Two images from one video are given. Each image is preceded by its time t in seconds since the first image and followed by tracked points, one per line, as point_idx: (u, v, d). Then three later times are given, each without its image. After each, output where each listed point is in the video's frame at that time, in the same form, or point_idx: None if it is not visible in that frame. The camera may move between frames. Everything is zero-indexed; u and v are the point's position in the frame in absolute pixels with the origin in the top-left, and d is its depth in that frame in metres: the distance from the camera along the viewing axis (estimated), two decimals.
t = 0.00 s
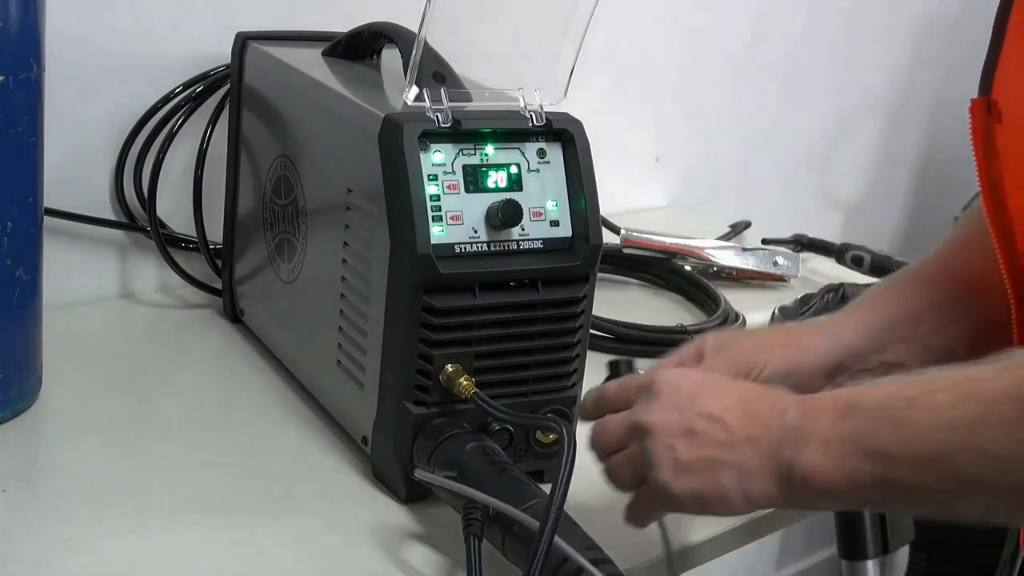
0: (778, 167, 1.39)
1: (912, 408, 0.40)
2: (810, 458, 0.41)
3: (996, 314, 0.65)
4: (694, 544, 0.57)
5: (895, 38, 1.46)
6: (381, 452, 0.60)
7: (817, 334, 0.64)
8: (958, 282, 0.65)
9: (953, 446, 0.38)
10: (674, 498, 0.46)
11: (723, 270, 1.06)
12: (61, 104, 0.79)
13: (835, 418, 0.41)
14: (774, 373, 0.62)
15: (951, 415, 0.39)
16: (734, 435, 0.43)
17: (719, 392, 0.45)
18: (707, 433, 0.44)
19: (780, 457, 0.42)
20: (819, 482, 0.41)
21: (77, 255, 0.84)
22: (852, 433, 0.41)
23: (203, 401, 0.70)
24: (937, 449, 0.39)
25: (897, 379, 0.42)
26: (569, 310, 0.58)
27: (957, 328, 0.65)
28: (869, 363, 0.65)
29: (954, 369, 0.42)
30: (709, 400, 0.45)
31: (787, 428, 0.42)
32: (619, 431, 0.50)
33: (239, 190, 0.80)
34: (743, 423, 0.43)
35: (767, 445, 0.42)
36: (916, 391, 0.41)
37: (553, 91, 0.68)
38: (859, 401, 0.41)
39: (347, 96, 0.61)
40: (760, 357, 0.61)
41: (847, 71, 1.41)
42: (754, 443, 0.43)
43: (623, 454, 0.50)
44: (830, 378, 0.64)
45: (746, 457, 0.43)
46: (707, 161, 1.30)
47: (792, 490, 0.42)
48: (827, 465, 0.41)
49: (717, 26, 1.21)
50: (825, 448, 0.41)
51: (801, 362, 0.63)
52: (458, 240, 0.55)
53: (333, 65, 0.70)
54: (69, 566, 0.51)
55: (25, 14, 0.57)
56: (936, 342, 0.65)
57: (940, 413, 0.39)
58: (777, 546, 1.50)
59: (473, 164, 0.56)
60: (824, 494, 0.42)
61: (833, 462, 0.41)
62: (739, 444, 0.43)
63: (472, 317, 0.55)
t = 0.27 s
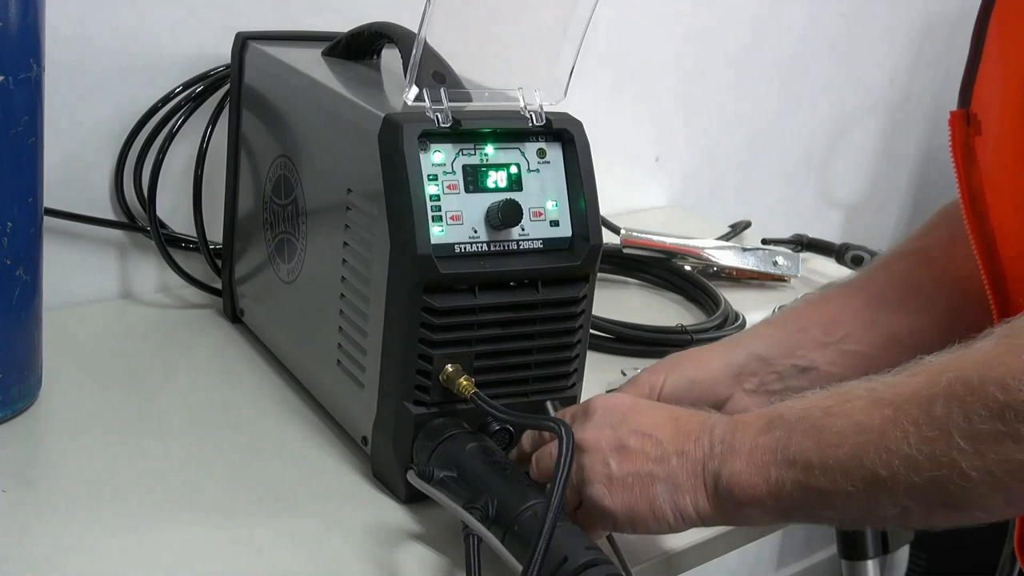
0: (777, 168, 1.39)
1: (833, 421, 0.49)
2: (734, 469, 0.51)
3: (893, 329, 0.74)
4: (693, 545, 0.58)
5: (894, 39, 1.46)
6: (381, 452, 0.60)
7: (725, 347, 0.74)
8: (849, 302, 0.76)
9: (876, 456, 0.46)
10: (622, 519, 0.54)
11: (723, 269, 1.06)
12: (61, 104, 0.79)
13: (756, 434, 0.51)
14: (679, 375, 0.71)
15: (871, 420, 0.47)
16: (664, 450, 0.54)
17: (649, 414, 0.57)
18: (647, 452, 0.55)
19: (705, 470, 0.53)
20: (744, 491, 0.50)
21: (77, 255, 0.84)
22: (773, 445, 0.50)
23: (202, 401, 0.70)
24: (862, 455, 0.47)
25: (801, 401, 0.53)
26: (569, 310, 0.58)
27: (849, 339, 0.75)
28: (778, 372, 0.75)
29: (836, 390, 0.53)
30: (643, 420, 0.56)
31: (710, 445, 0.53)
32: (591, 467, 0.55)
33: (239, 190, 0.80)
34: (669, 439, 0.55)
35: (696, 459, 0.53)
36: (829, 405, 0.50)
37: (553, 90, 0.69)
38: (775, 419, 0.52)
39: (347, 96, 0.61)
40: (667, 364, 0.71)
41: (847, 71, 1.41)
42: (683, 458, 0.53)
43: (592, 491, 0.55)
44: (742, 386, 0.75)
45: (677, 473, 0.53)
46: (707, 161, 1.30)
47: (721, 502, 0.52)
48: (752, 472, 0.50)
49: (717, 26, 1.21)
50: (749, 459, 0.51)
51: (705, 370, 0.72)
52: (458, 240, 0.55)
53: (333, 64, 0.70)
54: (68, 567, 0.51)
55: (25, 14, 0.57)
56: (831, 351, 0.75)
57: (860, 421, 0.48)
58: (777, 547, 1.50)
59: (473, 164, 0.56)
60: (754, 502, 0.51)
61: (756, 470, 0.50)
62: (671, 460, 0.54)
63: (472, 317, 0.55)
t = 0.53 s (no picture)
0: (777, 167, 1.39)
1: (844, 448, 0.52)
2: (758, 500, 0.54)
3: (886, 348, 0.75)
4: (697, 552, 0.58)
5: (895, 39, 1.46)
6: (381, 452, 0.60)
7: (720, 369, 0.74)
8: (845, 323, 0.76)
9: (887, 480, 0.50)
10: (656, 553, 0.54)
11: (723, 270, 1.06)
12: (61, 104, 0.79)
13: (774, 463, 0.55)
14: (673, 400, 0.70)
15: (880, 444, 0.51)
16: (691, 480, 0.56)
17: (670, 444, 0.58)
18: (674, 483, 0.56)
19: (731, 500, 0.55)
20: (769, 519, 0.54)
21: (77, 255, 0.85)
22: (792, 474, 0.54)
23: (202, 401, 0.70)
24: (879, 479, 0.50)
25: (811, 426, 0.57)
26: (569, 310, 0.58)
27: (844, 361, 0.75)
28: (773, 395, 0.75)
29: (845, 414, 0.57)
30: (665, 451, 0.58)
31: (734, 476, 0.56)
32: (623, 500, 0.55)
33: (239, 190, 0.80)
34: (693, 469, 0.57)
35: (721, 489, 0.56)
36: (840, 432, 0.54)
37: (553, 90, 0.69)
38: (788, 447, 0.55)
39: (347, 96, 0.61)
40: (661, 387, 0.70)
41: (847, 71, 1.41)
42: (709, 488, 0.56)
43: (626, 522, 0.54)
44: (736, 408, 0.75)
45: (705, 504, 0.56)
46: (707, 161, 1.30)
47: (748, 530, 0.55)
48: (774, 501, 0.54)
49: (718, 26, 1.21)
50: (771, 489, 0.54)
51: (696, 393, 0.72)
52: (458, 240, 0.55)
53: (333, 64, 0.70)
54: (68, 566, 0.51)
55: (25, 13, 0.57)
56: (826, 374, 0.75)
57: (871, 447, 0.51)
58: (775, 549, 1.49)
59: (473, 164, 0.56)
60: (778, 529, 0.54)
61: (779, 499, 0.54)
62: (698, 490, 0.56)
63: (472, 317, 0.55)
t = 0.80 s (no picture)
0: (777, 167, 1.39)
1: (850, 450, 0.52)
2: (764, 502, 0.54)
3: (878, 351, 0.75)
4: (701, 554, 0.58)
5: (894, 39, 1.46)
6: (381, 452, 0.60)
7: (712, 374, 0.74)
8: (839, 328, 0.76)
9: (894, 483, 0.50)
10: (666, 556, 0.54)
11: (723, 270, 1.06)
12: (61, 104, 0.79)
13: (779, 465, 0.55)
14: (664, 404, 0.69)
15: (887, 447, 0.51)
16: (697, 483, 0.56)
17: (674, 446, 0.58)
18: (680, 485, 0.56)
19: (738, 502, 0.55)
20: (775, 521, 0.54)
21: (77, 255, 0.85)
22: (798, 476, 0.54)
23: (202, 401, 0.70)
24: (886, 482, 0.50)
25: (814, 428, 0.57)
26: (569, 309, 0.58)
27: (836, 364, 0.75)
28: (764, 400, 0.75)
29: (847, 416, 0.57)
30: (670, 454, 0.57)
31: (739, 478, 0.56)
32: (633, 504, 0.54)
33: (239, 190, 0.80)
34: (699, 471, 0.57)
35: (727, 491, 0.56)
36: (847, 433, 0.54)
37: (552, 91, 0.69)
38: (792, 448, 0.55)
39: (347, 96, 0.61)
40: (652, 392, 0.69)
41: (847, 71, 1.41)
42: (716, 491, 0.56)
43: (636, 527, 0.53)
44: (727, 412, 0.74)
45: (712, 506, 0.55)
46: (707, 161, 1.30)
47: (754, 531, 0.55)
48: (781, 503, 0.54)
49: (718, 26, 1.21)
50: (777, 491, 0.54)
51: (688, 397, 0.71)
52: (458, 240, 0.55)
53: (333, 64, 0.70)
54: (68, 566, 0.51)
55: (25, 14, 0.57)
56: (818, 378, 0.75)
57: (877, 449, 0.51)
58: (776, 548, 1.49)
59: (473, 164, 0.56)
60: (784, 531, 0.55)
61: (785, 501, 0.54)
62: (705, 493, 0.56)
63: (472, 317, 0.55)
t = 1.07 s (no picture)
0: (777, 167, 1.39)
1: (848, 453, 0.52)
2: (761, 504, 0.54)
3: (869, 351, 0.75)
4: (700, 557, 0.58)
5: (894, 39, 1.46)
6: (381, 452, 0.60)
7: (698, 375, 0.74)
8: (828, 330, 0.76)
9: (892, 486, 0.50)
10: (667, 558, 0.54)
11: (723, 270, 1.06)
12: (61, 104, 0.79)
13: (776, 466, 0.55)
14: (650, 404, 0.69)
15: (884, 450, 0.51)
16: (694, 485, 0.56)
17: (671, 448, 0.58)
18: (677, 488, 0.56)
19: (735, 504, 0.55)
20: (772, 522, 0.54)
21: (77, 255, 0.85)
22: (795, 478, 0.54)
23: (202, 401, 0.70)
24: (883, 485, 0.50)
25: (811, 429, 0.56)
26: (569, 310, 0.58)
27: (823, 365, 0.75)
28: (751, 400, 0.75)
29: (844, 417, 0.57)
30: (666, 456, 0.57)
31: (737, 480, 0.56)
32: (631, 509, 0.54)
33: (239, 190, 0.80)
34: (696, 474, 0.57)
35: (724, 493, 0.56)
36: (844, 434, 0.54)
37: (552, 90, 0.69)
38: (789, 450, 0.55)
39: (347, 96, 0.61)
40: (638, 392, 0.69)
41: (847, 71, 1.41)
42: (713, 493, 0.56)
43: (636, 532, 0.54)
44: (713, 413, 0.74)
45: (710, 509, 0.55)
46: (707, 161, 1.30)
47: (752, 533, 0.55)
48: (778, 505, 0.54)
49: (718, 26, 1.21)
50: (774, 493, 0.54)
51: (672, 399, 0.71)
52: (458, 240, 0.55)
53: (333, 64, 0.70)
54: (68, 566, 0.51)
55: (25, 14, 0.57)
56: (805, 378, 0.75)
57: (874, 453, 0.51)
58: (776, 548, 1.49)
59: (473, 164, 0.56)
60: (782, 533, 0.55)
61: (783, 503, 0.54)
62: (703, 495, 0.56)
63: (472, 317, 0.55)
